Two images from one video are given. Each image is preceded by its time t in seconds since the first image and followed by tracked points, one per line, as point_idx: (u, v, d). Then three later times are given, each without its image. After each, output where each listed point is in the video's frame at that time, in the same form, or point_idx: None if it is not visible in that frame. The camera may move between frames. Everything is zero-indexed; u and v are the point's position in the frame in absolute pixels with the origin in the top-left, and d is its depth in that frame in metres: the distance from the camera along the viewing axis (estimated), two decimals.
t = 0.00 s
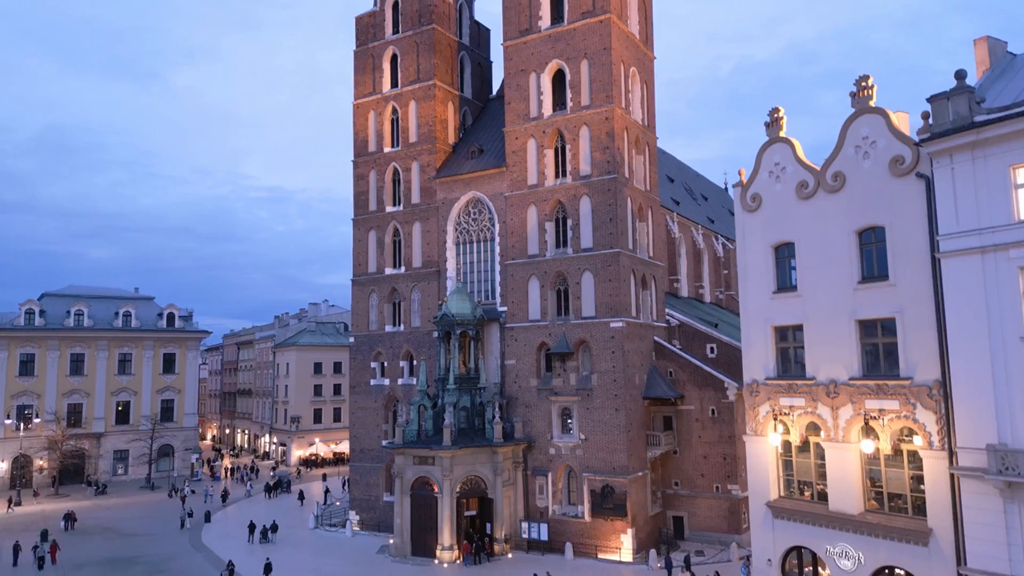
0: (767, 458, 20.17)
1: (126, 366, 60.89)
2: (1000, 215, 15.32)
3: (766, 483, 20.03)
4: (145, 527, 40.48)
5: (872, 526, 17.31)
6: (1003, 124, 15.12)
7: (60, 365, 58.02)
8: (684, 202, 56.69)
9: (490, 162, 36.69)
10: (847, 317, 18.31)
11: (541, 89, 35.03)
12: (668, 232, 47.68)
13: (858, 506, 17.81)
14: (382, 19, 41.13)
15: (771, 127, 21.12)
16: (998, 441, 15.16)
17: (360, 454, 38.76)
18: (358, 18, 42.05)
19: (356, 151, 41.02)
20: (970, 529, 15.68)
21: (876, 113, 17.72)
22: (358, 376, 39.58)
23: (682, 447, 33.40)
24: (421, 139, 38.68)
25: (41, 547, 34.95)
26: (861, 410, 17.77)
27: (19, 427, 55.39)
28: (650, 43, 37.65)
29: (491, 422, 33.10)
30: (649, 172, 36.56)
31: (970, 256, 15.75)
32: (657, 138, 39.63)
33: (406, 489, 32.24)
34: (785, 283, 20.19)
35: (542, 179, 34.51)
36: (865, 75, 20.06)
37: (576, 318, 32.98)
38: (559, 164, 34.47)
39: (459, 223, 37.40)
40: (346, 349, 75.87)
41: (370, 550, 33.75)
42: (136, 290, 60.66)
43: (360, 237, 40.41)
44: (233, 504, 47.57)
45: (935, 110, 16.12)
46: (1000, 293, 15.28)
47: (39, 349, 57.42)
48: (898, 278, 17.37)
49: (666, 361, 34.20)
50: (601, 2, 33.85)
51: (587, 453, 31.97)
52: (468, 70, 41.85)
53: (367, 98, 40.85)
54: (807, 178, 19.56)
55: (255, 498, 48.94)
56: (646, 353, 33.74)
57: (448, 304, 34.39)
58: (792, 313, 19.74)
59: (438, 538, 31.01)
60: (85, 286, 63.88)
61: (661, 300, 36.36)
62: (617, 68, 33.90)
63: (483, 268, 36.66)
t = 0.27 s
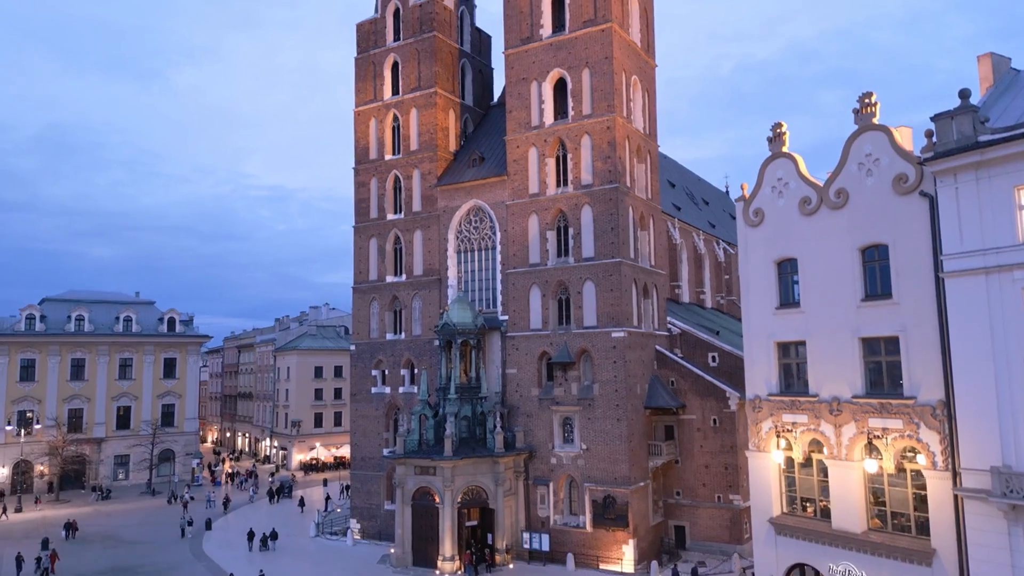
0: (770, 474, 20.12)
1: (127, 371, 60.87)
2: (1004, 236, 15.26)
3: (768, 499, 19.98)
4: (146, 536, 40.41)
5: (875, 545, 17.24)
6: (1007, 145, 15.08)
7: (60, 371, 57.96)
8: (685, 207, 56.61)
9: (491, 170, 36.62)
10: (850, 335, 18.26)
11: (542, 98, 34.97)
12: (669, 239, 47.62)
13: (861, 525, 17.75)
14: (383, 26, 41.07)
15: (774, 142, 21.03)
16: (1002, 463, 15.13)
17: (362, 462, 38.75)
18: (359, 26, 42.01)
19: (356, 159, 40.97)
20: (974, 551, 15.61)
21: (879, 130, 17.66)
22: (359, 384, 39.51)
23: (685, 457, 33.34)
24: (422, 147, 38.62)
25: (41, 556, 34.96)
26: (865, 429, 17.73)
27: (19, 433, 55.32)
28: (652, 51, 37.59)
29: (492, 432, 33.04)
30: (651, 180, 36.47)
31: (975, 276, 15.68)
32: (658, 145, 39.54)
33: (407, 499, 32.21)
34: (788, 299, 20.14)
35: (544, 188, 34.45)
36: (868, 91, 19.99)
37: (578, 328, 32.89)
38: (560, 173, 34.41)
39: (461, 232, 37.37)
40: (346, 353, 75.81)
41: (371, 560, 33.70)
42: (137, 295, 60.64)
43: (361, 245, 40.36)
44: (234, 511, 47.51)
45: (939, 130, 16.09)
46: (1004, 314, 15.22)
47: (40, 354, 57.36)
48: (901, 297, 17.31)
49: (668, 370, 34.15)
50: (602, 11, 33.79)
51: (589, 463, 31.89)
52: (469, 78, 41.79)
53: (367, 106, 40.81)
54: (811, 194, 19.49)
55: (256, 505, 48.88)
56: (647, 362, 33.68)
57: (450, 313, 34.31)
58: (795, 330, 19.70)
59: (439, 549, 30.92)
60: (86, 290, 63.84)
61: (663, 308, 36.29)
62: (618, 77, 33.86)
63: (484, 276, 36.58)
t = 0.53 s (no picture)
0: (773, 487, 20.10)
1: (127, 372, 60.87)
2: (1010, 254, 15.18)
3: (771, 511, 19.94)
4: (147, 540, 40.41)
5: (878, 561, 17.20)
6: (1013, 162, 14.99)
7: (61, 372, 57.94)
8: (687, 209, 56.51)
9: (493, 175, 36.54)
10: (853, 349, 18.21)
11: (544, 103, 34.86)
12: (671, 242, 47.53)
13: (864, 540, 17.71)
14: (384, 30, 40.96)
15: (777, 153, 20.94)
16: (1007, 482, 15.07)
17: (363, 466, 38.76)
18: (360, 29, 41.90)
19: (357, 163, 40.87)
20: (978, 569, 15.56)
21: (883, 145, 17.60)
22: (360, 388, 39.49)
23: (686, 463, 33.31)
24: (423, 151, 38.52)
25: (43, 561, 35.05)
26: (868, 443, 17.70)
27: (20, 435, 55.22)
28: (653, 55, 37.45)
29: (494, 438, 32.89)
30: (652, 186, 36.37)
31: (979, 293, 15.62)
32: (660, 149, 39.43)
33: (409, 505, 32.20)
34: (790, 312, 20.09)
35: (545, 193, 34.35)
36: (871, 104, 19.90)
37: (580, 334, 32.82)
38: (562, 178, 34.32)
39: (462, 236, 37.28)
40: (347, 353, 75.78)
41: (372, 566, 33.72)
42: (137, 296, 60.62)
43: (362, 249, 40.30)
44: (235, 514, 47.51)
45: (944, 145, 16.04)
46: (1009, 332, 15.15)
47: (41, 356, 57.31)
48: (905, 313, 17.25)
49: (670, 376, 34.13)
50: (604, 16, 33.66)
51: (590, 469, 31.86)
52: (470, 81, 41.65)
53: (368, 109, 40.69)
54: (814, 207, 19.44)
55: (258, 508, 48.89)
56: (649, 369, 33.64)
57: (451, 319, 34.25)
58: (798, 343, 19.66)
59: (441, 556, 30.88)
60: (86, 292, 63.82)
61: (665, 314, 36.23)
62: (620, 82, 33.74)
63: (485, 281, 36.52)
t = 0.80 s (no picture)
0: (775, 499, 20.07)
1: (129, 372, 60.92)
2: (1015, 270, 15.11)
3: (774, 523, 19.89)
4: (149, 543, 40.43)
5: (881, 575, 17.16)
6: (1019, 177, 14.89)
7: (62, 373, 57.94)
8: (688, 210, 56.38)
9: (494, 179, 36.44)
10: (857, 362, 18.16)
11: (545, 107, 34.73)
12: (673, 244, 47.41)
13: (867, 553, 17.67)
14: (385, 32, 40.83)
15: (781, 164, 20.87)
16: (1010, 500, 15.02)
17: (365, 470, 38.76)
18: (360, 31, 41.76)
19: (359, 165, 40.76)
20: None
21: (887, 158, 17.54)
22: (361, 391, 39.49)
23: (688, 468, 33.30)
24: (424, 154, 38.43)
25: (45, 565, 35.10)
26: (871, 457, 17.64)
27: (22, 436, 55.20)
28: (656, 58, 37.34)
29: (496, 444, 32.85)
30: (654, 190, 36.26)
31: (984, 309, 15.57)
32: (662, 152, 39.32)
33: (411, 510, 32.19)
34: (793, 323, 20.04)
35: (547, 198, 34.26)
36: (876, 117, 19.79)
37: (581, 339, 32.76)
38: (564, 182, 34.23)
39: (464, 240, 37.20)
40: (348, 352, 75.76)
41: (374, 570, 33.72)
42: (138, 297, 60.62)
43: (364, 252, 40.23)
44: (237, 516, 47.54)
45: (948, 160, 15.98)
46: (1013, 349, 15.09)
47: (42, 357, 57.29)
48: (908, 327, 17.19)
49: (672, 381, 34.10)
50: (606, 20, 33.51)
51: (592, 475, 31.85)
52: (472, 83, 41.52)
53: (369, 112, 40.59)
54: (817, 219, 19.36)
55: (259, 509, 48.89)
56: (651, 374, 33.61)
57: (452, 323, 34.19)
58: (801, 354, 19.61)
59: (443, 561, 30.90)
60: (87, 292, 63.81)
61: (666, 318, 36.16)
62: (622, 86, 33.61)
63: (487, 285, 36.46)
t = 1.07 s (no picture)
0: (776, 510, 20.05)
1: (130, 372, 60.97)
2: (1019, 287, 15.04)
3: (775, 534, 19.87)
4: (150, 546, 40.45)
5: None
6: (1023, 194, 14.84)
7: (63, 373, 57.96)
8: (689, 210, 56.27)
9: (495, 183, 36.37)
10: (859, 376, 18.13)
11: (546, 111, 34.63)
12: (674, 245, 47.30)
13: (868, 567, 17.65)
14: (386, 34, 40.70)
15: (783, 175, 20.80)
16: (1013, 518, 14.99)
17: (366, 473, 38.78)
18: (360, 33, 41.63)
19: (360, 168, 40.65)
20: None
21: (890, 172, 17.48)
22: (361, 395, 39.47)
23: (688, 472, 33.31)
24: (425, 157, 38.34)
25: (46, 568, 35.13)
26: (874, 471, 17.61)
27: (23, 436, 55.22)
28: (657, 61, 37.22)
29: (496, 448, 32.86)
30: (655, 194, 36.15)
31: (987, 325, 15.51)
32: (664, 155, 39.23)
33: (412, 515, 32.22)
34: (795, 334, 20.01)
35: (548, 202, 34.19)
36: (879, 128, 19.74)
37: (582, 344, 32.74)
38: (565, 187, 34.16)
39: (465, 243, 37.13)
40: (348, 352, 75.73)
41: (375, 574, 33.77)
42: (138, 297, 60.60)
43: (365, 255, 40.18)
44: (237, 518, 47.58)
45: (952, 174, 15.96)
46: (1016, 366, 15.04)
47: (43, 357, 57.30)
48: (911, 341, 17.14)
49: (673, 386, 34.12)
50: (608, 23, 33.37)
51: (592, 480, 31.86)
52: (473, 86, 41.39)
53: (370, 114, 40.49)
54: (820, 231, 19.29)
55: (260, 511, 48.90)
56: (652, 378, 33.58)
57: (453, 327, 34.13)
58: (803, 366, 19.58)
59: (444, 566, 30.98)
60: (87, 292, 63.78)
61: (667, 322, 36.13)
62: (624, 90, 33.50)
63: (488, 289, 36.44)
